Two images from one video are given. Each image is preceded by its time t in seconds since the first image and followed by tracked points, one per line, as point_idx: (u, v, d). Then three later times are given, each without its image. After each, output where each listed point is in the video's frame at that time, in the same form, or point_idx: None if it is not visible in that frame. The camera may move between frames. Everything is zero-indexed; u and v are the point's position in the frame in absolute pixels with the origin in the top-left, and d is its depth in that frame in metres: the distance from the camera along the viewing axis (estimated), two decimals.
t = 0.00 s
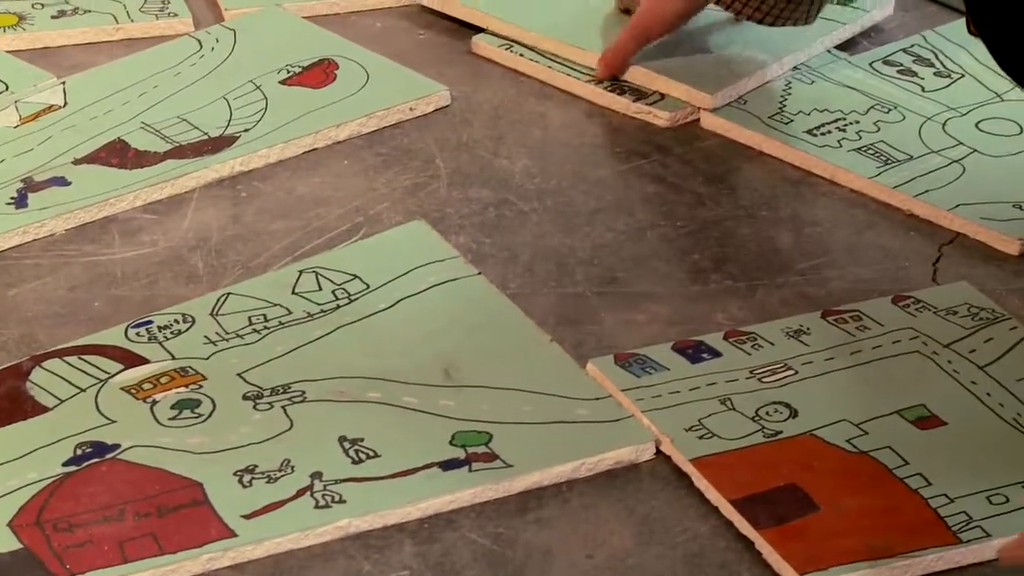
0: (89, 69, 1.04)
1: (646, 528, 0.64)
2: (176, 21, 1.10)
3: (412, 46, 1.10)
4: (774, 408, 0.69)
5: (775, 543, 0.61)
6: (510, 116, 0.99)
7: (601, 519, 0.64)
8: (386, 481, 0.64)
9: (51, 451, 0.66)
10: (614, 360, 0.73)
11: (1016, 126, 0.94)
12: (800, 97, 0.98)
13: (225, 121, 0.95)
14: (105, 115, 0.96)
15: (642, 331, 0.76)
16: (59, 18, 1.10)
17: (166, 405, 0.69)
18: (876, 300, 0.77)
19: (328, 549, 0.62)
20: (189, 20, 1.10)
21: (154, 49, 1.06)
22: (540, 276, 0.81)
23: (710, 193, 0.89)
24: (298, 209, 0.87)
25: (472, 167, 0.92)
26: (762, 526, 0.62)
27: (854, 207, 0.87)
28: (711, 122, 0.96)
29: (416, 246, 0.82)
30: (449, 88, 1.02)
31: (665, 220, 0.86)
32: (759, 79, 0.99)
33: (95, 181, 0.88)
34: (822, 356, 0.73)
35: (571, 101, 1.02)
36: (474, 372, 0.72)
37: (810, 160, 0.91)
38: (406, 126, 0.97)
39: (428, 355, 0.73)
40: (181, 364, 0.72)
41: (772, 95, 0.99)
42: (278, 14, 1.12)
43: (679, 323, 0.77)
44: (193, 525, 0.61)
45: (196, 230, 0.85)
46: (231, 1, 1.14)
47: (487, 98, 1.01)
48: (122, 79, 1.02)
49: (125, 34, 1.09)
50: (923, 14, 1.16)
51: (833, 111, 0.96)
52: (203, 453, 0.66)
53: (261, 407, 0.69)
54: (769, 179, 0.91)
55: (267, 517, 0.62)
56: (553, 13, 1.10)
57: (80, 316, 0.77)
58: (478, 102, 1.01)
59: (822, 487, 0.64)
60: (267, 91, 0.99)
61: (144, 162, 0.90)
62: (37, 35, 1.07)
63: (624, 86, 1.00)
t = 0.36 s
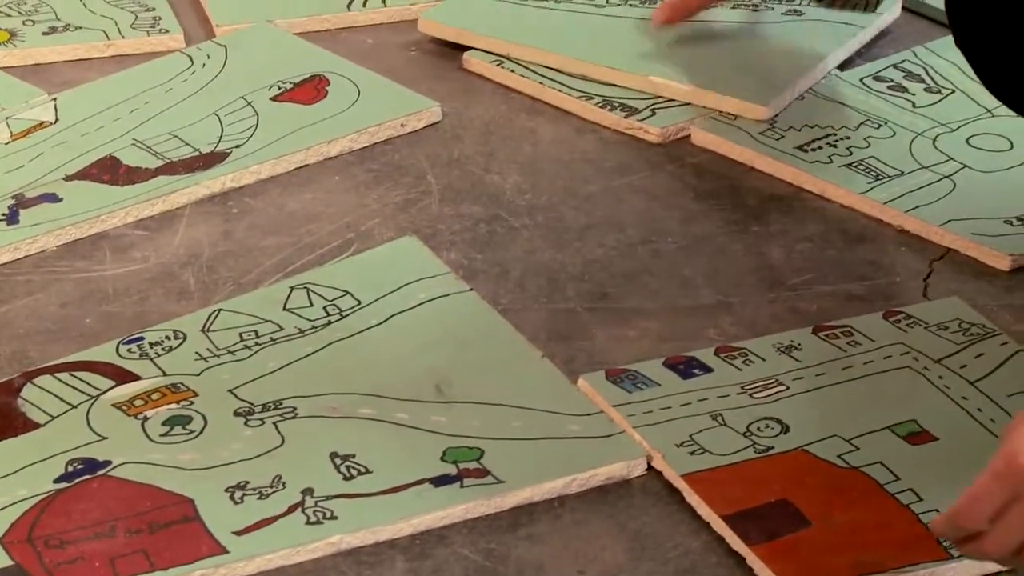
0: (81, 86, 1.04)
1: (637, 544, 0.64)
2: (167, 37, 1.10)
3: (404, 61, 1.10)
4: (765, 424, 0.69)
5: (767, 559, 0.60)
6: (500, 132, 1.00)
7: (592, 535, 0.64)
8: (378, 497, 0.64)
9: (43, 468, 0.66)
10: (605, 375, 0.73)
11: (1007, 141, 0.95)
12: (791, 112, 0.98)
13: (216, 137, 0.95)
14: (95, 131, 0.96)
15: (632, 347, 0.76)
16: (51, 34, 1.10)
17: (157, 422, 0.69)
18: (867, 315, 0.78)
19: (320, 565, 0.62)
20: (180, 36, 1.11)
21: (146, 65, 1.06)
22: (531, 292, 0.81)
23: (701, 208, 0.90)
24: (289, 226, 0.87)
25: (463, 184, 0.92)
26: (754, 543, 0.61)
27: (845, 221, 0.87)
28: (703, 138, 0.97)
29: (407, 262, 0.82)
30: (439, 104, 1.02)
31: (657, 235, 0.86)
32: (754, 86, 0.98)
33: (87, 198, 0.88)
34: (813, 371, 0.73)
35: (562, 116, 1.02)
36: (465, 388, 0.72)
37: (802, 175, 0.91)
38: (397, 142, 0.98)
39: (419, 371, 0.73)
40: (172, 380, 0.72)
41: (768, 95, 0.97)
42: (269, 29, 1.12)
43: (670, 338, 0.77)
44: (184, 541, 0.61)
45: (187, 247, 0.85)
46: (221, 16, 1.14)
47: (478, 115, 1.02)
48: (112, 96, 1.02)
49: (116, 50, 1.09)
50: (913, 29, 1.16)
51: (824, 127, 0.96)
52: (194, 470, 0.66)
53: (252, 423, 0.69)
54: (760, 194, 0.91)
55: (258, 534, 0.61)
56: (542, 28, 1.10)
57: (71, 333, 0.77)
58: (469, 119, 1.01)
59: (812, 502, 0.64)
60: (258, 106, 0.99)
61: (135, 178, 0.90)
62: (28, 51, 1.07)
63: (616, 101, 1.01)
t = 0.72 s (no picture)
0: (72, 100, 1.03)
1: (628, 557, 0.64)
2: (159, 51, 1.10)
3: (396, 74, 1.11)
4: (757, 436, 0.69)
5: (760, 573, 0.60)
6: (491, 146, 1.00)
7: (584, 548, 0.64)
8: (370, 510, 0.64)
9: (34, 482, 0.65)
10: (597, 389, 0.73)
11: (998, 155, 0.95)
12: (782, 126, 0.99)
13: (208, 151, 0.95)
14: (88, 145, 0.96)
15: (623, 361, 0.76)
16: (42, 48, 1.10)
17: (149, 435, 0.69)
18: (858, 328, 0.78)
19: None
20: (172, 50, 1.11)
21: (138, 78, 1.06)
22: (522, 305, 0.81)
23: (693, 220, 0.90)
24: (281, 239, 0.88)
25: (454, 198, 0.93)
26: (747, 557, 0.61)
27: (837, 234, 0.88)
28: (693, 151, 0.97)
29: (398, 276, 0.82)
30: (430, 118, 1.03)
31: (648, 248, 0.86)
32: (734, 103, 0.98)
33: (77, 213, 0.88)
34: (804, 384, 0.73)
35: (554, 130, 1.02)
36: (456, 402, 0.71)
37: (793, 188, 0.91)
38: (389, 155, 0.98)
39: (411, 384, 0.73)
40: (164, 394, 0.72)
41: (749, 110, 0.97)
42: (261, 43, 1.12)
43: (661, 352, 0.77)
44: (176, 555, 0.60)
45: (179, 260, 0.85)
46: (212, 30, 1.14)
47: (470, 129, 1.02)
48: (104, 109, 1.02)
49: (108, 64, 1.09)
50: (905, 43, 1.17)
51: (815, 140, 0.97)
52: (186, 483, 0.65)
53: (244, 436, 0.69)
54: (751, 207, 0.91)
55: (249, 547, 0.61)
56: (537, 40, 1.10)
57: (62, 346, 0.77)
58: (461, 132, 1.02)
59: (803, 515, 0.63)
60: (250, 120, 0.99)
61: (127, 192, 0.90)
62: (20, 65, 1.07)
63: (607, 114, 1.01)
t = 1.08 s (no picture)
0: (67, 110, 1.04)
1: (622, 567, 0.64)
2: (153, 61, 1.10)
3: (391, 84, 1.11)
4: (751, 446, 0.69)
5: None
6: (486, 155, 1.00)
7: (578, 558, 0.64)
8: (364, 520, 0.63)
9: (28, 492, 0.65)
10: (590, 398, 0.73)
11: (991, 164, 0.95)
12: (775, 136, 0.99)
13: (202, 161, 0.95)
14: (82, 154, 0.97)
15: (616, 371, 0.76)
16: (36, 58, 1.10)
17: (142, 445, 0.69)
18: (851, 338, 0.78)
19: None
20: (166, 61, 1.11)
21: (132, 89, 1.06)
22: (516, 315, 0.81)
23: (687, 229, 0.90)
24: (275, 249, 0.88)
25: (448, 207, 0.93)
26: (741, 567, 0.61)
27: (830, 243, 0.88)
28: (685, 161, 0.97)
29: (392, 285, 0.83)
30: (424, 127, 1.03)
31: (642, 258, 0.87)
32: (688, 103, 0.94)
33: (72, 223, 0.88)
34: (798, 394, 0.73)
35: (548, 140, 1.02)
36: (449, 412, 0.72)
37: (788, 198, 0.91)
38: (383, 164, 0.98)
39: (404, 395, 0.73)
40: (158, 405, 0.72)
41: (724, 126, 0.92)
42: (255, 53, 1.12)
43: (655, 362, 0.77)
44: (170, 566, 0.60)
45: (173, 270, 0.85)
46: (206, 40, 1.14)
47: (464, 138, 1.02)
48: (98, 119, 1.02)
49: (101, 75, 1.09)
50: (899, 52, 1.17)
51: (809, 150, 0.97)
52: (180, 493, 0.65)
53: (238, 446, 0.69)
54: (745, 216, 0.91)
55: (243, 557, 0.61)
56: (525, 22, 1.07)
57: (56, 357, 0.77)
58: (454, 142, 1.02)
59: (798, 525, 0.63)
60: (243, 130, 0.99)
61: (121, 202, 0.90)
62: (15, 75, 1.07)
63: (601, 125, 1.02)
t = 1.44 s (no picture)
0: (65, 121, 1.04)
1: None
2: (151, 71, 1.10)
3: (389, 94, 1.11)
4: (748, 457, 0.69)
5: None
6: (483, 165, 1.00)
7: (576, 569, 0.63)
8: (362, 530, 0.63)
9: (25, 503, 0.65)
10: (588, 408, 0.73)
11: (989, 175, 0.96)
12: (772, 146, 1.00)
13: (200, 171, 0.95)
14: (80, 164, 0.97)
15: (615, 380, 0.76)
16: (35, 69, 1.10)
17: (140, 456, 0.69)
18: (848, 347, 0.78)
19: None
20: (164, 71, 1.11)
21: (130, 99, 1.07)
22: (515, 325, 0.81)
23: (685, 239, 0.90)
24: (273, 259, 0.88)
25: (446, 217, 0.93)
26: None
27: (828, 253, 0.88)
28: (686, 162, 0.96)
29: (390, 296, 0.83)
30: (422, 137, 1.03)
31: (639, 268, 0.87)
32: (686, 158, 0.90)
33: (69, 233, 0.88)
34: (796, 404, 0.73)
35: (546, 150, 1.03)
36: (447, 422, 0.72)
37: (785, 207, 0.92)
38: (381, 175, 0.98)
39: (401, 405, 0.73)
40: (155, 415, 0.72)
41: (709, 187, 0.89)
42: (253, 64, 1.12)
43: (653, 371, 0.77)
44: None
45: (171, 280, 0.85)
46: (203, 50, 1.14)
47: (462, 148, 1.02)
48: (96, 130, 1.02)
49: (99, 85, 1.10)
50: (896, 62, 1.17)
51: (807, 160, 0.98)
52: (177, 504, 0.65)
53: (236, 457, 0.69)
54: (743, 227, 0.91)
55: (241, 567, 0.61)
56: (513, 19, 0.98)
57: (53, 367, 0.77)
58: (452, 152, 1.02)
59: (795, 535, 0.63)
60: (241, 141, 0.99)
61: (119, 213, 0.90)
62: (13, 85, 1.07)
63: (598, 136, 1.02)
